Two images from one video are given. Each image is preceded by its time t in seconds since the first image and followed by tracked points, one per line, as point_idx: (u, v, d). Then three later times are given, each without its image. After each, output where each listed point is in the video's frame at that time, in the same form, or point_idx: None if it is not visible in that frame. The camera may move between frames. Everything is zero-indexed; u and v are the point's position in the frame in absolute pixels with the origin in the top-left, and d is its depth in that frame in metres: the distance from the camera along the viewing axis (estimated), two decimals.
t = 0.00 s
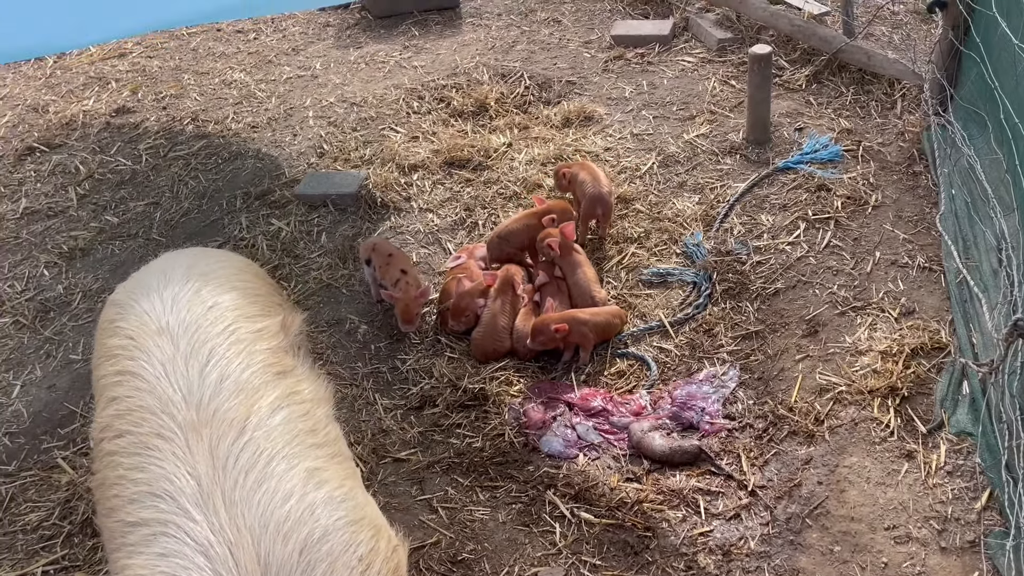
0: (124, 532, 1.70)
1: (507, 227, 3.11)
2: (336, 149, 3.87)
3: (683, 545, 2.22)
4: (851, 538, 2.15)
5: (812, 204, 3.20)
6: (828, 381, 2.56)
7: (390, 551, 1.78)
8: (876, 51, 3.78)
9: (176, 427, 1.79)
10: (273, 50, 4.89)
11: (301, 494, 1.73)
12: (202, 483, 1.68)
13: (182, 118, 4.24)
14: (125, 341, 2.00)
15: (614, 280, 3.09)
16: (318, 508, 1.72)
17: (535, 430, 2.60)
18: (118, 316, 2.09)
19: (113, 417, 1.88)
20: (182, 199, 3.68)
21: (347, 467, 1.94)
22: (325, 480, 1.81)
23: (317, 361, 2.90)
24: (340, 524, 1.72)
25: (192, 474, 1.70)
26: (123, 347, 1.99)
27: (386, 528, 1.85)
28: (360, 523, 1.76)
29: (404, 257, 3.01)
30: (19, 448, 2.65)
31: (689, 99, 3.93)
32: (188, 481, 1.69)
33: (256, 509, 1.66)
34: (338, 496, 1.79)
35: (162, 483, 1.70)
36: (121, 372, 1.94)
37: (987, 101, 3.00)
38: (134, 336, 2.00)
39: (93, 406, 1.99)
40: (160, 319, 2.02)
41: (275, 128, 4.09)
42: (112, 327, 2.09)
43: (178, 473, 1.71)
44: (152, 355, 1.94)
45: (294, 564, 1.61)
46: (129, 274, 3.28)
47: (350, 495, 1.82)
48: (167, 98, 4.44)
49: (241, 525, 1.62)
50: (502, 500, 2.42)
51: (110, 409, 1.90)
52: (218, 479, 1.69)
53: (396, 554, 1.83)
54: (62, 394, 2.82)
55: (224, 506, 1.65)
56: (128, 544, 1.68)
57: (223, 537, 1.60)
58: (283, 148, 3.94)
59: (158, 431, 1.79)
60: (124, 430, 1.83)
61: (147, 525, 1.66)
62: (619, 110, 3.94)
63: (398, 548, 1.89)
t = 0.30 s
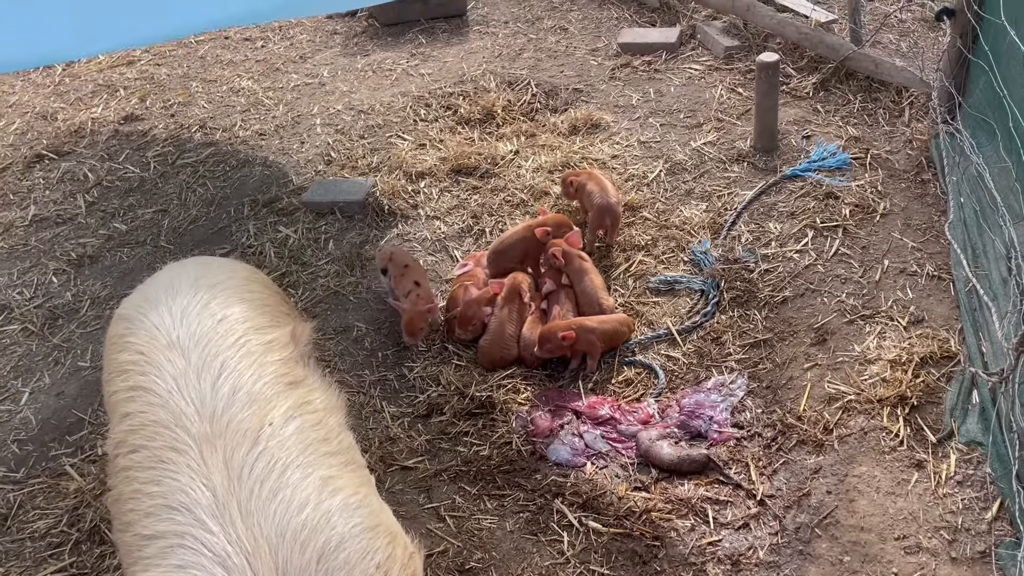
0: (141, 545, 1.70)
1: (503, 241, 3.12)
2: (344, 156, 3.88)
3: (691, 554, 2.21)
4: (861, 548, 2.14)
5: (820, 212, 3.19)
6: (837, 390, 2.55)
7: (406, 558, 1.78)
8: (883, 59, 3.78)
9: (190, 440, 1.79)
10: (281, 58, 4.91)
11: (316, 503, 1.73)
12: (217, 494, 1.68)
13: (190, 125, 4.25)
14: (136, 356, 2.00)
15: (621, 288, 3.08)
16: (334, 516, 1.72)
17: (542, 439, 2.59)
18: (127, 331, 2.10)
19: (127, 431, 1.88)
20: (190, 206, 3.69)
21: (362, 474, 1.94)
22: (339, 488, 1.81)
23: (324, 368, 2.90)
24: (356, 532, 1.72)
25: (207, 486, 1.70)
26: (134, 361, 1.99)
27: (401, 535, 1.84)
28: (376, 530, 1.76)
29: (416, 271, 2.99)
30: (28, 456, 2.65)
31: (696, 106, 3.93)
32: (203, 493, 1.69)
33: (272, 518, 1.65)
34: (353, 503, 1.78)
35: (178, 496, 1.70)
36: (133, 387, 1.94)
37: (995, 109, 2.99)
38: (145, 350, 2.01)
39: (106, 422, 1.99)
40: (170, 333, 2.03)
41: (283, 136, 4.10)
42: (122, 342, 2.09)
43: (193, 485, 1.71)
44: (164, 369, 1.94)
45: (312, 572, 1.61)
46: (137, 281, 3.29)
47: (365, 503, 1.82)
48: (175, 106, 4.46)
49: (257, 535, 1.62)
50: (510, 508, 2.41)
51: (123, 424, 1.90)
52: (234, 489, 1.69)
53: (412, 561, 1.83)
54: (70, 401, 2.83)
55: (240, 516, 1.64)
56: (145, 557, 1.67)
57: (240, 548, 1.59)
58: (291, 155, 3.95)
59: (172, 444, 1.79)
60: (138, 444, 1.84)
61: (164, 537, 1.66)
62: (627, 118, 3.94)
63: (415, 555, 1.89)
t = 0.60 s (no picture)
0: (148, 550, 1.70)
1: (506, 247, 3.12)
2: (350, 162, 3.90)
3: (697, 561, 2.21)
4: (868, 556, 2.13)
5: (826, 218, 3.19)
6: (843, 397, 2.54)
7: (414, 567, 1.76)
8: (889, 65, 3.78)
9: (200, 445, 1.79)
10: (288, 64, 4.93)
11: (324, 511, 1.72)
12: (226, 500, 1.68)
13: (197, 131, 4.28)
14: (146, 361, 2.01)
15: (627, 294, 3.08)
16: (341, 524, 1.71)
17: (548, 444, 2.59)
18: (138, 335, 2.11)
19: (137, 436, 1.89)
20: (197, 212, 3.71)
21: (370, 483, 1.94)
22: (347, 496, 1.81)
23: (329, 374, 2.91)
24: (364, 541, 1.71)
25: (216, 492, 1.70)
26: (144, 366, 2.00)
27: (409, 544, 1.83)
28: (383, 538, 1.75)
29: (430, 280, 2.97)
30: (34, 460, 2.66)
31: (702, 113, 3.94)
32: (212, 499, 1.69)
33: (280, 524, 1.65)
34: (361, 511, 1.78)
35: (186, 501, 1.70)
36: (143, 392, 1.95)
37: (1002, 115, 2.99)
38: (155, 355, 2.01)
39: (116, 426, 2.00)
40: (180, 338, 2.04)
41: (289, 142, 4.12)
42: (132, 346, 2.10)
43: (202, 490, 1.71)
44: (174, 374, 1.95)
45: None
46: (144, 286, 3.31)
47: (374, 512, 1.81)
48: (182, 112, 4.48)
49: (265, 542, 1.61)
50: (515, 514, 2.41)
51: (133, 428, 1.91)
52: (243, 496, 1.69)
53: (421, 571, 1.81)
54: (76, 406, 2.83)
55: (248, 523, 1.64)
56: (153, 562, 1.67)
57: (247, 555, 1.59)
58: (297, 161, 3.96)
59: (181, 449, 1.80)
60: (147, 449, 1.84)
61: (172, 543, 1.66)
62: (632, 124, 3.95)
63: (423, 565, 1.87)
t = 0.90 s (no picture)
0: (153, 560, 1.69)
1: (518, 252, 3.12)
2: (356, 168, 3.90)
3: (704, 568, 2.20)
4: (876, 563, 2.12)
5: (832, 224, 3.19)
6: (851, 403, 2.54)
7: None
8: (895, 72, 3.78)
9: (205, 455, 1.79)
10: (294, 71, 4.95)
11: (330, 522, 1.71)
12: (231, 510, 1.68)
13: (204, 137, 4.29)
14: (153, 371, 2.01)
15: (633, 299, 3.08)
16: (347, 535, 1.70)
17: (554, 451, 2.59)
18: (144, 345, 2.11)
19: (143, 446, 1.89)
20: (203, 217, 3.72)
21: (376, 493, 1.93)
22: (353, 506, 1.80)
23: (336, 379, 2.91)
24: (369, 552, 1.70)
25: (221, 501, 1.70)
26: (150, 376, 2.01)
27: (416, 555, 1.82)
28: (389, 549, 1.74)
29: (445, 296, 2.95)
30: (41, 465, 2.66)
31: (708, 119, 3.94)
32: (217, 509, 1.69)
33: (286, 535, 1.65)
34: (367, 522, 1.77)
35: (192, 511, 1.70)
36: (149, 401, 1.95)
37: (1009, 122, 2.98)
38: (163, 365, 2.02)
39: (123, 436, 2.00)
40: (187, 348, 2.04)
41: (296, 148, 4.13)
42: (138, 355, 2.10)
43: (208, 500, 1.71)
44: (180, 383, 1.95)
45: None
46: (151, 292, 3.31)
47: (379, 522, 1.80)
48: (189, 118, 4.50)
49: (270, 553, 1.61)
50: (522, 521, 2.41)
51: (140, 438, 1.91)
52: (248, 506, 1.69)
53: None
54: (83, 411, 2.84)
55: (253, 533, 1.64)
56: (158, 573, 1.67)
57: (253, 565, 1.59)
58: (304, 167, 3.97)
59: (187, 459, 1.79)
60: (153, 459, 1.84)
61: (177, 553, 1.66)
62: (638, 130, 3.95)
63: None
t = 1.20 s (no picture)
0: (156, 566, 1.69)
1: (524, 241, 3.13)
2: (360, 173, 3.91)
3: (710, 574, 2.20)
4: (882, 569, 2.12)
5: (837, 229, 3.19)
6: (856, 409, 2.53)
7: None
8: (900, 77, 3.78)
9: (212, 463, 1.79)
10: (298, 76, 4.96)
11: (335, 537, 1.70)
12: (235, 519, 1.67)
13: (209, 142, 4.30)
14: (163, 374, 2.03)
15: (638, 304, 3.08)
16: (350, 551, 1.68)
17: (559, 456, 2.59)
18: (155, 348, 2.12)
19: (152, 450, 1.90)
20: (208, 223, 3.72)
21: (383, 508, 1.91)
22: (359, 521, 1.78)
23: (340, 384, 2.91)
24: (372, 568, 1.68)
25: (226, 511, 1.69)
26: (160, 380, 2.02)
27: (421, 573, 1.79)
28: (393, 566, 1.71)
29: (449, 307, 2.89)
30: (47, 470, 2.67)
31: (712, 123, 3.94)
32: (221, 518, 1.69)
33: (289, 548, 1.63)
34: (372, 537, 1.75)
35: (196, 519, 1.69)
36: (159, 406, 1.96)
37: (1015, 127, 2.98)
38: (173, 369, 2.03)
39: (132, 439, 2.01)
40: (197, 353, 2.05)
41: (300, 153, 4.14)
42: (149, 359, 2.11)
43: (212, 509, 1.71)
44: (190, 389, 1.96)
45: None
46: (156, 297, 3.32)
47: (385, 539, 1.78)
48: (194, 123, 4.51)
49: (272, 565, 1.59)
50: (526, 526, 2.40)
51: (148, 442, 1.92)
52: (253, 516, 1.68)
53: None
54: (88, 417, 2.84)
55: (256, 545, 1.63)
56: None
57: None
58: (308, 172, 3.98)
59: (194, 466, 1.80)
60: (161, 464, 1.85)
61: (180, 560, 1.65)
62: (642, 135, 3.95)
63: None
